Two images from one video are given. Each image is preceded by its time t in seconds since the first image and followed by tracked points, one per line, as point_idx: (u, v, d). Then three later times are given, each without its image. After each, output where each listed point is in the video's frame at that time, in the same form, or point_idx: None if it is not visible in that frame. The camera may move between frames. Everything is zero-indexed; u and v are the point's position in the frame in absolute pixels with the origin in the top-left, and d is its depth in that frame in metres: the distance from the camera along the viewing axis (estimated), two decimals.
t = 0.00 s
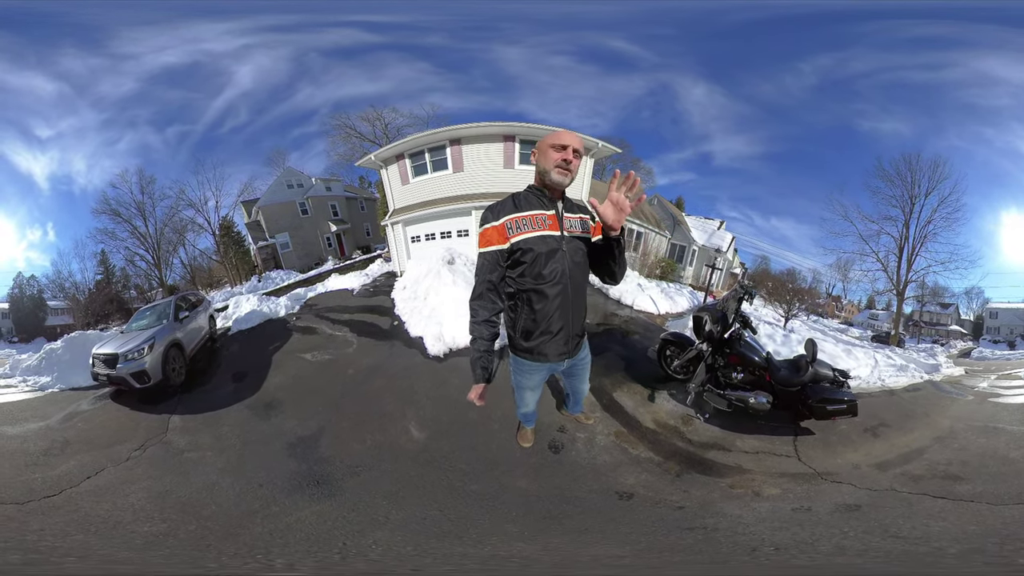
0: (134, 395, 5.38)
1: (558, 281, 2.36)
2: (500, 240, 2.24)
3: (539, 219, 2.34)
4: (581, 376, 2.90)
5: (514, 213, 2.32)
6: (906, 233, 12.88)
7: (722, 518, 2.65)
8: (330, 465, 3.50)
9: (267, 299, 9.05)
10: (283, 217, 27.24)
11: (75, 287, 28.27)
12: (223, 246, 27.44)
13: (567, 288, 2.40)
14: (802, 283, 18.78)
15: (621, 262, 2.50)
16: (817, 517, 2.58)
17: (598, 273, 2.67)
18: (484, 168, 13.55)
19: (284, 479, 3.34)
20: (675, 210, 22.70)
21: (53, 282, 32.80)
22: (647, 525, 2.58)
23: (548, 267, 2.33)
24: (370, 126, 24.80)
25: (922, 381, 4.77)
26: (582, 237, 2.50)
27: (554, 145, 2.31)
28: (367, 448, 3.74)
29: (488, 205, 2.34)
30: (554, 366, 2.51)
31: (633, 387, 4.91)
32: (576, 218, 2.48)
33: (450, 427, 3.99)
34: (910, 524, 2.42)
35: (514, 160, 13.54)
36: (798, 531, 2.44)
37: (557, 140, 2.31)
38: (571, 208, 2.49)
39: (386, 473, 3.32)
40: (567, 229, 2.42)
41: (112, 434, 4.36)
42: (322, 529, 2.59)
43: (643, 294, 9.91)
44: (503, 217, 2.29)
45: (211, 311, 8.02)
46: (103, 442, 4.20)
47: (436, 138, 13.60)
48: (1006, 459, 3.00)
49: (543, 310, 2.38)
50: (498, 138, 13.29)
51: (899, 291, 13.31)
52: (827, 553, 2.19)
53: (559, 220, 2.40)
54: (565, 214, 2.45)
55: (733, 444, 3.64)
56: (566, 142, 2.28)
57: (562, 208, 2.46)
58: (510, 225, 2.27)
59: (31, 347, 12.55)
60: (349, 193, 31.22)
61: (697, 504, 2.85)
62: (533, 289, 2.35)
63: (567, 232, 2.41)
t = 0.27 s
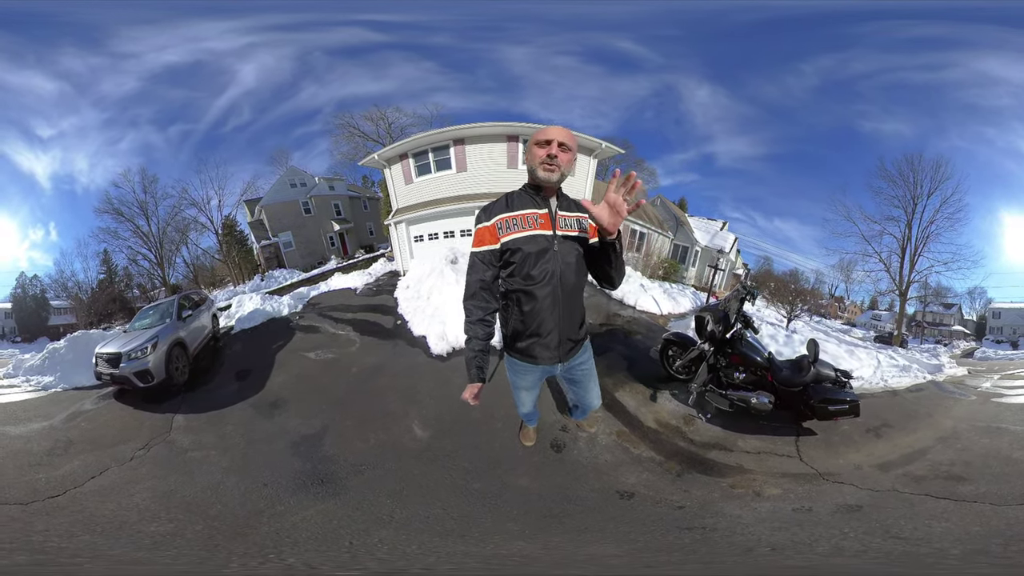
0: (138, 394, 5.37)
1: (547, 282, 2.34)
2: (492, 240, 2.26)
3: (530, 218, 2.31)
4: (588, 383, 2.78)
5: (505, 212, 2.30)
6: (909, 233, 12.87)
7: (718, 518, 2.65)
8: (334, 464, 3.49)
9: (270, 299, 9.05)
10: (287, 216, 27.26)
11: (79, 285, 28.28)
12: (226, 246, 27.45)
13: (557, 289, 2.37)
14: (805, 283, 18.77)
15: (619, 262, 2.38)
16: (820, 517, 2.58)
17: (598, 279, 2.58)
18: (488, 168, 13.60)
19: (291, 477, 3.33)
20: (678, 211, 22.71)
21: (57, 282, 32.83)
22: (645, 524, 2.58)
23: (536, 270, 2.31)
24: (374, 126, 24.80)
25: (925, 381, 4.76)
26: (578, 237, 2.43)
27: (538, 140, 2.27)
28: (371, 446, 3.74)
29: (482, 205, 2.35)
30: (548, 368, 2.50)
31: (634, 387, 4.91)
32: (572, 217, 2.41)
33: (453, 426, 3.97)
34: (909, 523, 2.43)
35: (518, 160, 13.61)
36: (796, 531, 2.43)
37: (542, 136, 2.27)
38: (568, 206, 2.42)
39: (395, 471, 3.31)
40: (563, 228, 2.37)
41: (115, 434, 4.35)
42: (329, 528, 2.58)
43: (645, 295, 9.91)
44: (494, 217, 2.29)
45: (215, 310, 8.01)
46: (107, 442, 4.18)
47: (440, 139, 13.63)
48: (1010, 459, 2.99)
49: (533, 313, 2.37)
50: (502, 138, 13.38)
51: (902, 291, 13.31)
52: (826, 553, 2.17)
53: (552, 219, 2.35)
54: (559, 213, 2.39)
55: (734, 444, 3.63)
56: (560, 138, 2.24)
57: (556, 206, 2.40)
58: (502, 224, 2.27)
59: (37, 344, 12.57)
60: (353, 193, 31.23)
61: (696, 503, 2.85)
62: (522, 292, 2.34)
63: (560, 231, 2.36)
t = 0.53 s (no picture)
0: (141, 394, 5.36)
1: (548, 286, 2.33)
2: (494, 241, 2.28)
3: (532, 219, 2.31)
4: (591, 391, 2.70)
5: (508, 213, 2.32)
6: (911, 234, 12.86)
7: (713, 518, 2.63)
8: (340, 462, 3.49)
9: (273, 298, 9.04)
10: (289, 216, 27.29)
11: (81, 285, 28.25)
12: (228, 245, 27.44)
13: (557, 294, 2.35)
14: (808, 284, 18.75)
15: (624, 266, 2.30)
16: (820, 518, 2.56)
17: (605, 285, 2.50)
18: (491, 168, 13.59)
19: (298, 476, 3.32)
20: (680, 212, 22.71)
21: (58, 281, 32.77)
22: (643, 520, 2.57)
23: (537, 273, 2.30)
24: (377, 125, 24.76)
25: (927, 381, 4.76)
26: (583, 238, 2.38)
27: (544, 137, 2.26)
28: (375, 444, 3.74)
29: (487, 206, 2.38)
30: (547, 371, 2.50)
31: (635, 386, 4.91)
32: (578, 218, 2.37)
33: (457, 424, 3.97)
34: (906, 524, 2.43)
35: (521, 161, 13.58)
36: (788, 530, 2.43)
37: (547, 133, 2.26)
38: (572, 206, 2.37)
39: (398, 470, 3.30)
40: (566, 230, 2.34)
41: (119, 434, 4.33)
42: (341, 525, 2.57)
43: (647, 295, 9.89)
44: (497, 218, 2.31)
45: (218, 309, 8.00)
46: (111, 442, 4.17)
47: (443, 138, 13.63)
48: (1013, 461, 2.98)
49: (532, 315, 2.37)
50: (504, 138, 13.37)
51: (904, 292, 13.30)
52: (832, 556, 2.17)
53: (556, 220, 2.34)
54: (563, 213, 2.36)
55: (734, 444, 3.62)
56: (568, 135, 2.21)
57: (562, 206, 2.37)
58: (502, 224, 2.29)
59: (42, 343, 12.49)
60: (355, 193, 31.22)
61: (693, 501, 2.84)
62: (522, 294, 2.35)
63: (563, 232, 2.34)
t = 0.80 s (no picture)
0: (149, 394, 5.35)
1: (557, 294, 2.32)
2: (507, 246, 2.26)
3: (545, 227, 2.27)
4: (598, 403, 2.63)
5: (523, 217, 2.30)
6: (912, 234, 12.86)
7: (688, 517, 2.61)
8: (356, 456, 3.54)
9: (278, 296, 9.05)
10: (293, 216, 27.38)
11: (85, 284, 28.28)
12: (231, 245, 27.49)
13: (566, 302, 2.33)
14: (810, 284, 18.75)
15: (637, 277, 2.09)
16: (806, 523, 2.52)
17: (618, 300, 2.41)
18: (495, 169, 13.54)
19: (317, 470, 3.35)
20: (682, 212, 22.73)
21: (62, 280, 32.82)
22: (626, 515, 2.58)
23: (546, 281, 2.29)
24: (380, 125, 24.75)
25: (929, 382, 4.76)
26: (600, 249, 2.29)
27: (566, 139, 2.24)
28: (388, 437, 3.83)
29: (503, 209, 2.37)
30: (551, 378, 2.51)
31: (632, 382, 4.92)
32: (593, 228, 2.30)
33: (463, 416, 4.07)
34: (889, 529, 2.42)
35: (524, 162, 13.57)
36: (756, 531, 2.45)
37: (569, 135, 2.24)
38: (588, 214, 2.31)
39: (409, 462, 3.35)
40: (580, 240, 2.28)
41: (128, 437, 4.26)
42: (372, 522, 2.60)
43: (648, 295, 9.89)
44: (512, 221, 2.29)
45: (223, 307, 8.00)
46: (121, 444, 4.10)
47: (447, 138, 13.65)
48: (1016, 466, 2.97)
49: (539, 322, 2.37)
50: (508, 138, 13.37)
51: (905, 292, 13.32)
52: (846, 556, 2.23)
53: (569, 229, 2.29)
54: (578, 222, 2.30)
55: (724, 442, 3.61)
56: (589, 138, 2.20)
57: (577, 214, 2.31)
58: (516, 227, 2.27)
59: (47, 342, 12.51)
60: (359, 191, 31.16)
61: (672, 496, 2.83)
62: (530, 302, 2.35)
63: (575, 242, 2.29)
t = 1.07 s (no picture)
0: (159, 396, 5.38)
1: (562, 314, 2.26)
2: (513, 265, 2.25)
3: (550, 248, 2.24)
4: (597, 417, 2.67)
5: (531, 237, 2.28)
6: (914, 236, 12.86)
7: (646, 517, 2.65)
8: (368, 447, 3.67)
9: (284, 296, 9.06)
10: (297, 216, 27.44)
11: (88, 284, 28.31)
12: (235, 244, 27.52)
13: (570, 323, 2.28)
14: (813, 285, 18.75)
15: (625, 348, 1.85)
16: (779, 533, 2.47)
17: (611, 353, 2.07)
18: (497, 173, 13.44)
19: (334, 462, 3.46)
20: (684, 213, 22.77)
21: (66, 279, 32.85)
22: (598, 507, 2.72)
23: (551, 300, 2.25)
24: (384, 125, 24.79)
25: (930, 387, 4.75)
26: (605, 275, 2.20)
27: (566, 157, 2.23)
28: (398, 431, 3.99)
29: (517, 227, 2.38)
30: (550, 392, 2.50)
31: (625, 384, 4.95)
32: (597, 250, 2.20)
33: (466, 411, 4.30)
34: (856, 541, 2.36)
35: (525, 165, 13.39)
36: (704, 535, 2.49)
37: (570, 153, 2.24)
38: (591, 236, 2.23)
39: (415, 451, 3.52)
40: (582, 265, 2.21)
41: (143, 442, 4.20)
42: (390, 512, 2.74)
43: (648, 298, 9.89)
44: (521, 240, 2.29)
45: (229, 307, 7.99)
46: (138, 449, 4.02)
47: (449, 141, 13.68)
48: None
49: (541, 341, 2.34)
50: (510, 142, 13.37)
51: (908, 294, 13.33)
52: (855, 555, 2.27)
53: (573, 252, 2.23)
54: (581, 244, 2.23)
55: (707, 447, 3.63)
56: (590, 156, 2.12)
57: (580, 235, 2.25)
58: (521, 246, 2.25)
59: (54, 342, 12.55)
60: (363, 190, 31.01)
61: (641, 494, 2.90)
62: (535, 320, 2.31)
63: (579, 266, 2.22)
